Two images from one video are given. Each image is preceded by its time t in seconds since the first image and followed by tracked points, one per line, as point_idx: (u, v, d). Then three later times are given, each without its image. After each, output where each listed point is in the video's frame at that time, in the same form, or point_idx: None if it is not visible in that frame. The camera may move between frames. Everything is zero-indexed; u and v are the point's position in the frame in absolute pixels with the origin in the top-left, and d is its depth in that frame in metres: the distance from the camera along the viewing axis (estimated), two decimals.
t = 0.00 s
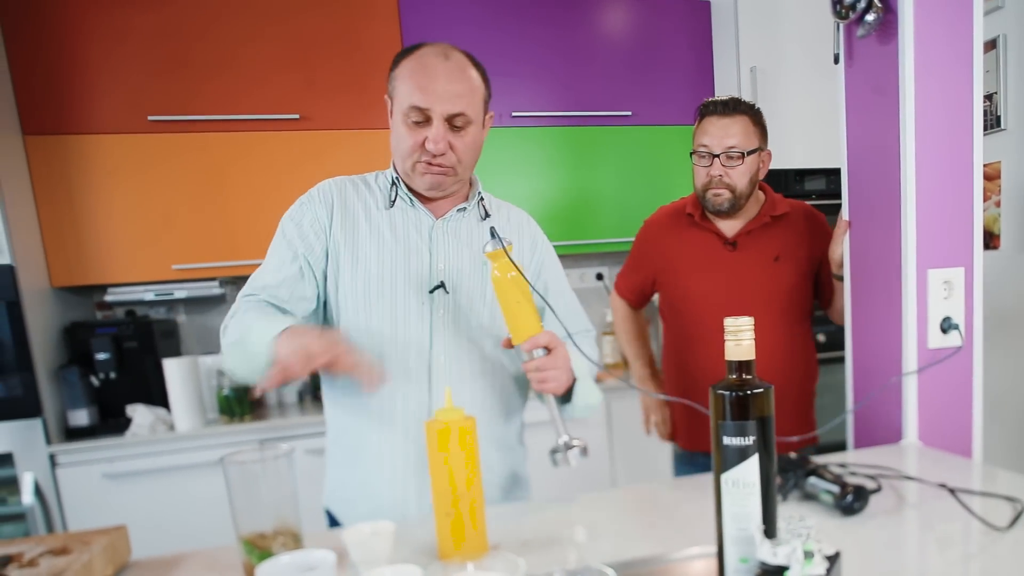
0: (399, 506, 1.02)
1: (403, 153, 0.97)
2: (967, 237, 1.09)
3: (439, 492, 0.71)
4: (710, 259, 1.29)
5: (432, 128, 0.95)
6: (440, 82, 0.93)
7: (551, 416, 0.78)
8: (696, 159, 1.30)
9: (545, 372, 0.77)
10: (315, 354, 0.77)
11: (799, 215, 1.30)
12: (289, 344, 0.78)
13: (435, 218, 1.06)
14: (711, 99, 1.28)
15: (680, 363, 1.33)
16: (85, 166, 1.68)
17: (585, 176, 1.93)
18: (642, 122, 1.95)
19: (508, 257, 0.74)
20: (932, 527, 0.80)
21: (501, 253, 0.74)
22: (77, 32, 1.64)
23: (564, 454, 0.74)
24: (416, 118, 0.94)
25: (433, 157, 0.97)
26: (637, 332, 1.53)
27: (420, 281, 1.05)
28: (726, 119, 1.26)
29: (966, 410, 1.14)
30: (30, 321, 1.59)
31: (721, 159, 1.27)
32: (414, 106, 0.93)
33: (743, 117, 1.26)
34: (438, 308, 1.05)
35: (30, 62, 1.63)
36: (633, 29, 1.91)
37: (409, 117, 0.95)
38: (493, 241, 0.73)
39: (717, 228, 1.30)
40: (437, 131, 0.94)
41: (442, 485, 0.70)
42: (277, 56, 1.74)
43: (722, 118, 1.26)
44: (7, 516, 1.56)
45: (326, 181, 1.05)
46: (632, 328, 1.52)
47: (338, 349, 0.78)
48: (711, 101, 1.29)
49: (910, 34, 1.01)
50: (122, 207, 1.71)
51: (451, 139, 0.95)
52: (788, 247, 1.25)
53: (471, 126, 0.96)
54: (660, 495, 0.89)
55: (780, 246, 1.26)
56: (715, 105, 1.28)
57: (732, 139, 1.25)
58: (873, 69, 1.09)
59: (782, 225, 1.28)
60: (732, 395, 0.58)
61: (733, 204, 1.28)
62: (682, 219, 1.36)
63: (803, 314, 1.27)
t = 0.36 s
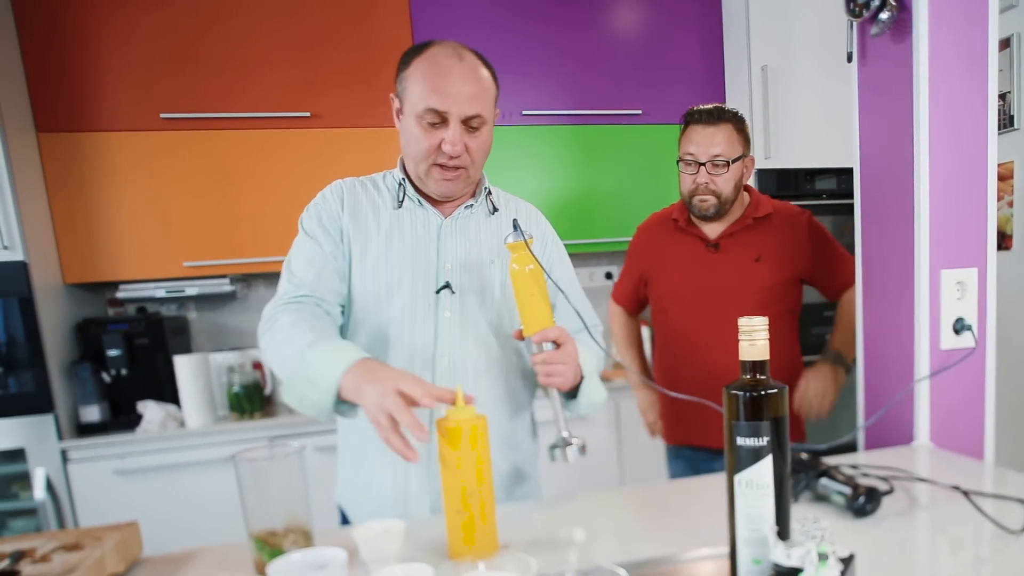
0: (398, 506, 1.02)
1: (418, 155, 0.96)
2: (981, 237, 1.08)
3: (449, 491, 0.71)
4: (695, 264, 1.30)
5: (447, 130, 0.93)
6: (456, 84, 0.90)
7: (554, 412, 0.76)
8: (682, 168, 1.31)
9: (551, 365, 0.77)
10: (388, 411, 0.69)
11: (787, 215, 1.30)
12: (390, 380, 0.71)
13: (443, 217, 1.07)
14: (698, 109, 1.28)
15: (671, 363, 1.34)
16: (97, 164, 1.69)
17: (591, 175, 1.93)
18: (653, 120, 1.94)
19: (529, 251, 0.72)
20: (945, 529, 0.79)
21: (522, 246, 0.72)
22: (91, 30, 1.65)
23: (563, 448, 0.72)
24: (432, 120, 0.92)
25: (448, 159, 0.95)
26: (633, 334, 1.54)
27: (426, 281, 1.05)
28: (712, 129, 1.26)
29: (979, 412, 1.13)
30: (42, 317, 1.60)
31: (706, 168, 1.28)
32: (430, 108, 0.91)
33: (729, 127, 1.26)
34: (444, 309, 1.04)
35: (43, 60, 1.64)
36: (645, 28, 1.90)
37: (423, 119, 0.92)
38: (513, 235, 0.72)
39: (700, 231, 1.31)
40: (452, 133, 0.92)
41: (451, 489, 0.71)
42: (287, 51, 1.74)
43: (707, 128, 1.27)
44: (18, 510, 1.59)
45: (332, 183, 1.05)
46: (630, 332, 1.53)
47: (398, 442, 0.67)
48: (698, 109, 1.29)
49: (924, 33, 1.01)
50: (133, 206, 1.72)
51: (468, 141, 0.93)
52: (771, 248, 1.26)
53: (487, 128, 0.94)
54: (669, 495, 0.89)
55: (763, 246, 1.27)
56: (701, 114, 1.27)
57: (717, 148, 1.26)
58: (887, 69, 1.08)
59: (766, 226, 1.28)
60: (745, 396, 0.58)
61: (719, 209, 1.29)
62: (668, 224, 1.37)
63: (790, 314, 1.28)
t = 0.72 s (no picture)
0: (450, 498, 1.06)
1: (487, 159, 1.01)
2: (997, 239, 1.07)
3: (529, 470, 0.74)
4: (699, 268, 1.29)
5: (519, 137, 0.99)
6: (536, 93, 0.96)
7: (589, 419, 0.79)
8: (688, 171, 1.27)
9: (590, 380, 0.78)
10: (500, 396, 0.61)
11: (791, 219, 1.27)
12: (493, 364, 0.63)
13: (495, 224, 1.09)
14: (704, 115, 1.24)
15: (680, 366, 1.33)
16: (114, 164, 1.70)
17: (602, 177, 1.92)
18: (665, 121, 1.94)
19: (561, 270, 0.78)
20: (959, 532, 0.79)
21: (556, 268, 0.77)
22: (108, 32, 1.66)
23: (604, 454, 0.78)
24: (507, 126, 0.98)
25: (516, 167, 1.01)
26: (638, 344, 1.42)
27: (485, 289, 1.07)
28: (719, 136, 1.22)
29: (994, 415, 1.12)
30: (59, 315, 1.62)
31: (714, 174, 1.25)
32: (508, 115, 0.96)
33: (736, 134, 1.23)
34: (502, 316, 1.08)
35: (61, 61, 1.65)
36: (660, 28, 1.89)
37: (497, 125, 0.98)
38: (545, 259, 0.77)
39: (704, 234, 1.29)
40: (526, 142, 0.99)
41: (532, 465, 0.73)
42: (301, 52, 1.74)
43: (713, 135, 1.23)
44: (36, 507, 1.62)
45: (375, 172, 1.03)
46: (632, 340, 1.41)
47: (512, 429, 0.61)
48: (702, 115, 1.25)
49: (941, 35, 1.00)
50: (148, 205, 1.73)
51: (538, 150, 1.00)
52: (775, 253, 1.24)
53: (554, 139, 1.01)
54: (683, 496, 0.89)
55: (766, 250, 1.25)
56: (707, 121, 1.23)
57: (724, 155, 1.22)
58: (904, 70, 1.07)
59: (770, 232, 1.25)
60: (763, 399, 0.58)
61: (726, 215, 1.27)
62: (670, 227, 1.34)
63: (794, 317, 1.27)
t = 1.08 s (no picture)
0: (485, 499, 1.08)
1: (550, 180, 1.00)
2: (1001, 240, 1.07)
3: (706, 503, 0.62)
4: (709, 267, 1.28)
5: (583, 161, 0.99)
6: (607, 121, 0.96)
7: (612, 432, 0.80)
8: (707, 174, 1.31)
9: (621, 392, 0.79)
10: (673, 413, 0.56)
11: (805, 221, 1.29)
12: (665, 375, 0.59)
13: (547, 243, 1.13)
14: (728, 118, 1.30)
15: (688, 367, 1.32)
16: (120, 166, 1.71)
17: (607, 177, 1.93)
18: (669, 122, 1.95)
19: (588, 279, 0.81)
20: (963, 533, 0.79)
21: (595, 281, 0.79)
22: (114, 35, 1.67)
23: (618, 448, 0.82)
24: (573, 150, 0.97)
25: (576, 191, 1.02)
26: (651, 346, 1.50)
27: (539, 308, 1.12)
28: (742, 139, 1.27)
29: (999, 416, 1.12)
30: (66, 316, 1.62)
31: (734, 176, 1.28)
32: (577, 140, 0.96)
33: (756, 137, 1.28)
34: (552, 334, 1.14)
35: (67, 63, 1.66)
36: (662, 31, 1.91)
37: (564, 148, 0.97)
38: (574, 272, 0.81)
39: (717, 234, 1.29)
40: (590, 167, 0.99)
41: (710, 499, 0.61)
42: (306, 55, 1.75)
43: (735, 137, 1.28)
44: (42, 508, 1.62)
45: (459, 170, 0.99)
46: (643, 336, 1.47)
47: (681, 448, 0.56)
48: (723, 119, 1.31)
49: (946, 36, 1.00)
50: (154, 206, 1.73)
51: (599, 176, 1.01)
52: (785, 253, 1.25)
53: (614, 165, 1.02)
54: (686, 496, 0.90)
55: (780, 251, 1.25)
56: (729, 123, 1.29)
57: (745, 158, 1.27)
58: (909, 72, 1.08)
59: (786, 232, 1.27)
60: (769, 399, 0.58)
61: (744, 216, 1.28)
62: (685, 228, 1.34)
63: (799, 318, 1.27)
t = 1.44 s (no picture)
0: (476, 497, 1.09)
1: (527, 181, 1.02)
2: (1000, 239, 1.07)
3: (712, 500, 0.64)
4: (741, 263, 1.33)
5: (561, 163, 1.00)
6: (586, 124, 0.97)
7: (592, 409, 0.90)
8: (739, 169, 1.31)
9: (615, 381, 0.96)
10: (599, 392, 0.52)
11: (837, 218, 1.30)
12: (600, 358, 0.54)
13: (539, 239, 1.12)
14: (759, 111, 1.27)
15: (713, 358, 1.36)
16: (118, 165, 1.71)
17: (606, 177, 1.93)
18: (668, 122, 1.95)
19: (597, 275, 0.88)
20: (962, 531, 0.79)
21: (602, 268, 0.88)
22: (111, 34, 1.67)
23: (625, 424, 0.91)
24: (551, 152, 0.99)
25: (553, 195, 1.02)
26: (676, 338, 1.56)
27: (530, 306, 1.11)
28: (774, 134, 1.26)
29: (997, 414, 1.12)
30: (64, 316, 1.62)
31: (765, 172, 1.28)
32: (553, 142, 0.98)
33: (788, 131, 1.26)
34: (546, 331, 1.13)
35: (65, 63, 1.66)
36: (661, 31, 1.91)
37: (542, 149, 0.99)
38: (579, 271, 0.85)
39: (751, 229, 1.33)
40: (566, 170, 1.00)
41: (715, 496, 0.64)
42: (304, 54, 1.75)
43: (767, 132, 1.26)
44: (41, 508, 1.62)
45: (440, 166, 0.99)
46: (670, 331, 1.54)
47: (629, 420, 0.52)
48: (753, 112, 1.28)
49: (943, 35, 1.01)
50: (153, 206, 1.73)
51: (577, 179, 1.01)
52: (818, 250, 1.27)
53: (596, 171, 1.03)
54: (684, 494, 0.90)
55: (811, 248, 1.28)
56: (762, 118, 1.26)
57: (776, 154, 1.26)
58: (907, 71, 1.08)
59: (817, 230, 1.29)
60: (768, 398, 0.58)
61: (775, 212, 1.30)
62: (718, 223, 1.38)
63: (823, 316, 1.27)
